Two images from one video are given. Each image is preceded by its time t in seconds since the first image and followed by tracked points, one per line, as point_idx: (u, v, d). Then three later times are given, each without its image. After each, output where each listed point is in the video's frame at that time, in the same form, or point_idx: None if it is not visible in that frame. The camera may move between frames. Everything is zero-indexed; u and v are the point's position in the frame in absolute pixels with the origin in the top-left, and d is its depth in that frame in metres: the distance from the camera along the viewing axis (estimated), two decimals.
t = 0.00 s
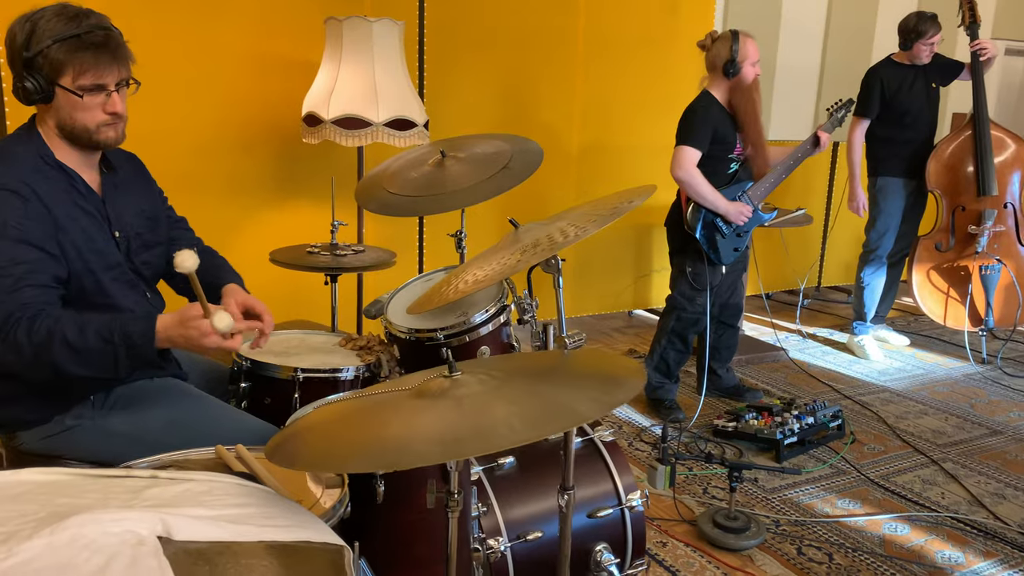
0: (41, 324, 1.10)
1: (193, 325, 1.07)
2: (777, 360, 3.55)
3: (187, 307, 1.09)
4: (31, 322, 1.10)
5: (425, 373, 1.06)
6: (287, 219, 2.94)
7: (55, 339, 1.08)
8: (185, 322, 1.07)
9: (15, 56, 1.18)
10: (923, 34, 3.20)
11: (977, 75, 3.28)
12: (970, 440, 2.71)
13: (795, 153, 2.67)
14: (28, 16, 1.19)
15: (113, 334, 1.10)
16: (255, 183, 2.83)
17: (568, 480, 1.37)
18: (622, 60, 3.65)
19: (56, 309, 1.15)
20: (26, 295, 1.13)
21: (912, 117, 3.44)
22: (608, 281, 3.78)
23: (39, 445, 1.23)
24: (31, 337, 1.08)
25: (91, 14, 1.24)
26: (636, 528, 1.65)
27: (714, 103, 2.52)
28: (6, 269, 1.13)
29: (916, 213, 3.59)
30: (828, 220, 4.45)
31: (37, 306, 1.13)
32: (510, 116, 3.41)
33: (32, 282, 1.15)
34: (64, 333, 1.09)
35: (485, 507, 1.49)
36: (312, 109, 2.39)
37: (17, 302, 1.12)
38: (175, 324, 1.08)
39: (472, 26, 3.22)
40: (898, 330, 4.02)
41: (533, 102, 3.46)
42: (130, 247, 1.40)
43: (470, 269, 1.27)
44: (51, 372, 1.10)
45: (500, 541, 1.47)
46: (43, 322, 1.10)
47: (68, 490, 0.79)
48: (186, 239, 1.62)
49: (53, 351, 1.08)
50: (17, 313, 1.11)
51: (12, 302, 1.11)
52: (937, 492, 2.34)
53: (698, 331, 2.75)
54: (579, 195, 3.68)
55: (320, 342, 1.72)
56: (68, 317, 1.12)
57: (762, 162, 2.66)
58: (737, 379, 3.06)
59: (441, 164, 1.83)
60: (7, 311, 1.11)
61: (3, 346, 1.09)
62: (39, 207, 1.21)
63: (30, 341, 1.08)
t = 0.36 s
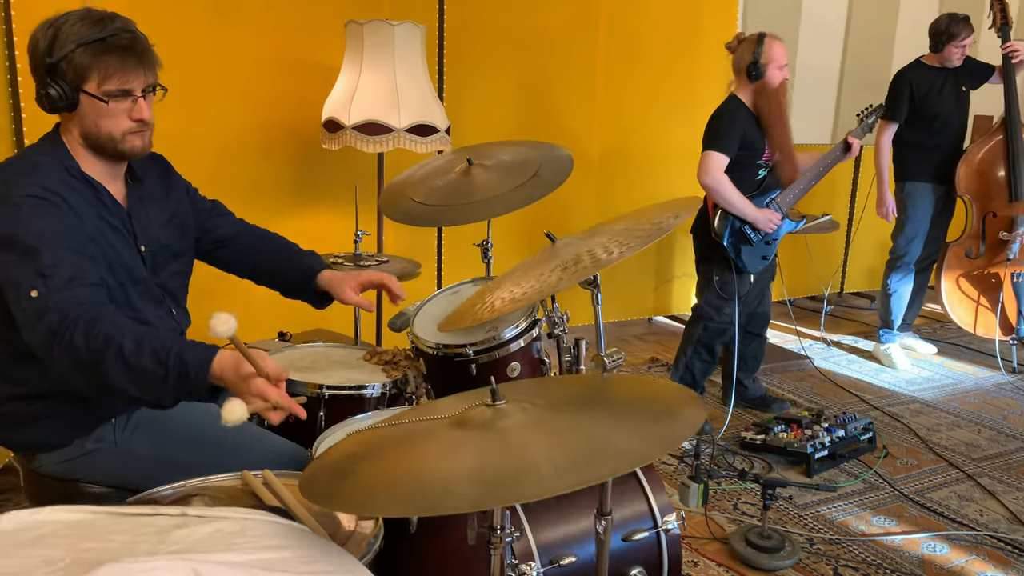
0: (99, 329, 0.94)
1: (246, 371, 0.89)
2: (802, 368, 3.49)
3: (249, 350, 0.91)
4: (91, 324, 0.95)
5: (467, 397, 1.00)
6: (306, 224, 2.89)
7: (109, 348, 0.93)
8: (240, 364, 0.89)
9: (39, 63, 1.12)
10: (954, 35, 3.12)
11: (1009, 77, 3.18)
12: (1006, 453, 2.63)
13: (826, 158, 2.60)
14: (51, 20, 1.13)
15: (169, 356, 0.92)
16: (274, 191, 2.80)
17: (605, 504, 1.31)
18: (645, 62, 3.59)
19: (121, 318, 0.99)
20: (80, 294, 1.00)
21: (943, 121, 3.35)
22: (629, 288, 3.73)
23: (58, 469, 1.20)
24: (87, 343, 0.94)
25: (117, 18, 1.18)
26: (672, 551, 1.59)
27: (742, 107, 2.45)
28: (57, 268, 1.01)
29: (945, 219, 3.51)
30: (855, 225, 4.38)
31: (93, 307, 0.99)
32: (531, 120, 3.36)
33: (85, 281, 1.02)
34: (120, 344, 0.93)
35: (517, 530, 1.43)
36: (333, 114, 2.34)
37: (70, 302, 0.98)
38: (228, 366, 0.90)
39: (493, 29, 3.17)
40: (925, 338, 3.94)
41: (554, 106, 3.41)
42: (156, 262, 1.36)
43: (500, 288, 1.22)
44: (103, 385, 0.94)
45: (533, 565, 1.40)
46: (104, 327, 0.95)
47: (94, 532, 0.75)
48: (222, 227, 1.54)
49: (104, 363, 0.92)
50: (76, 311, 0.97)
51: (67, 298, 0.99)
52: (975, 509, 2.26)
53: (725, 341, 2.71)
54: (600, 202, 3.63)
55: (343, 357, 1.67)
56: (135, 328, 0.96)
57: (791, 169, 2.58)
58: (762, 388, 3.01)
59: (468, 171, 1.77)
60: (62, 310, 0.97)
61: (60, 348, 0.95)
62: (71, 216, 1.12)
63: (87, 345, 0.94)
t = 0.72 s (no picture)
0: (115, 365, 0.89)
1: (274, 423, 0.82)
2: (806, 376, 3.46)
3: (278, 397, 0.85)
4: (107, 359, 0.90)
5: (507, 434, 0.97)
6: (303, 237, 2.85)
7: (126, 388, 0.87)
8: (267, 415, 0.83)
9: (52, 82, 1.06)
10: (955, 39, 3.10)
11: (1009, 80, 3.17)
12: (1018, 460, 2.60)
13: (830, 166, 2.55)
14: (65, 35, 1.07)
15: (189, 400, 0.86)
16: (271, 205, 2.74)
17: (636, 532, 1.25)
18: (642, 69, 3.57)
19: (137, 353, 0.94)
20: (95, 326, 0.94)
21: (942, 126, 3.32)
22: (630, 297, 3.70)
23: (63, 509, 1.14)
24: (103, 380, 0.88)
25: (134, 35, 1.12)
26: None
27: (747, 116, 2.41)
28: (71, 299, 0.95)
29: (946, 223, 3.48)
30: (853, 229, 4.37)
31: (109, 341, 0.93)
32: (530, 128, 3.32)
33: (99, 312, 0.96)
34: (137, 384, 0.87)
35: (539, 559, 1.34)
36: (332, 127, 2.29)
37: (84, 335, 0.92)
38: (255, 416, 0.84)
39: (490, 37, 3.12)
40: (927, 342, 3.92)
41: (552, 114, 3.37)
42: (170, 288, 1.28)
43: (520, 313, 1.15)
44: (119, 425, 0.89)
45: None
46: (120, 363, 0.89)
47: None
48: (231, 232, 1.42)
49: (120, 402, 0.87)
50: (90, 345, 0.91)
51: (80, 331, 0.92)
52: (992, 520, 2.22)
53: (732, 351, 2.65)
54: (600, 210, 3.59)
55: (353, 381, 1.61)
56: (153, 366, 0.90)
57: (795, 178, 2.51)
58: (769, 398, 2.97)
59: (477, 186, 1.72)
60: (76, 344, 0.91)
61: (74, 385, 0.89)
62: (86, 242, 1.06)
63: (102, 383, 0.88)
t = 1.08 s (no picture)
0: (118, 403, 0.82)
1: (293, 470, 0.78)
2: (792, 385, 3.44)
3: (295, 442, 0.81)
4: (108, 396, 0.83)
5: (544, 473, 0.92)
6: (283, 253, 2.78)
7: (130, 428, 0.81)
8: (284, 460, 0.79)
9: (51, 106, 0.98)
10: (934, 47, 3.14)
11: (985, 87, 3.21)
12: (1006, 466, 2.61)
13: (818, 175, 2.54)
14: (60, 54, 0.99)
15: (199, 441, 0.80)
16: (249, 221, 2.65)
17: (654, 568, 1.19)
18: (622, 79, 3.55)
19: (138, 388, 0.87)
20: (92, 360, 0.87)
21: (919, 132, 3.34)
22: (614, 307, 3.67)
23: (49, 556, 1.06)
24: (104, 420, 0.81)
25: (133, 52, 1.05)
26: None
27: (735, 127, 2.38)
28: (66, 331, 0.87)
29: (924, 229, 3.52)
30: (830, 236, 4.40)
31: (108, 376, 0.86)
32: (512, 138, 3.27)
33: (97, 345, 0.89)
34: (141, 424, 0.81)
35: None
36: (313, 140, 2.21)
37: (81, 370, 0.85)
38: (270, 462, 0.80)
39: (471, 47, 3.07)
40: (906, 347, 3.96)
41: (534, 124, 3.33)
42: (165, 318, 1.18)
43: (529, 334, 1.11)
44: (120, 468, 0.82)
45: None
46: (122, 400, 0.82)
47: None
48: (226, 255, 1.33)
49: (124, 444, 0.80)
50: (88, 381, 0.84)
51: (76, 366, 0.85)
52: (987, 529, 2.21)
53: (722, 362, 2.61)
54: (582, 221, 3.56)
55: (347, 407, 1.54)
56: (158, 403, 0.84)
57: (785, 186, 2.48)
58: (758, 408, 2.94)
59: (474, 204, 1.70)
60: (72, 380, 0.84)
61: (71, 426, 0.82)
62: (81, 271, 0.98)
63: (102, 423, 0.81)
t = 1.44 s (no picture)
0: (124, 425, 0.80)
1: (310, 497, 0.75)
2: (781, 395, 3.45)
3: (310, 468, 0.78)
4: (114, 417, 0.80)
5: (571, 495, 0.90)
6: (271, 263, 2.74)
7: (137, 451, 0.78)
8: (299, 487, 0.76)
9: (55, 116, 0.96)
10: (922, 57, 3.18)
11: (968, 98, 3.26)
12: (995, 474, 2.62)
13: (809, 185, 2.54)
14: (69, 65, 0.97)
15: (209, 464, 0.78)
16: (237, 231, 2.61)
17: None
18: (611, 89, 3.55)
19: (144, 410, 0.84)
20: (97, 381, 0.84)
21: (904, 141, 3.37)
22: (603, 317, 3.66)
23: None
24: (109, 444, 0.79)
25: (144, 66, 1.03)
26: None
27: (726, 135, 2.38)
28: (70, 350, 0.84)
29: (910, 238, 3.55)
30: (816, 244, 4.44)
31: (113, 398, 0.83)
32: (501, 147, 3.26)
33: (101, 365, 0.86)
34: (149, 447, 0.78)
35: None
36: (304, 149, 2.18)
37: (85, 391, 0.82)
38: (284, 488, 0.77)
39: (460, 55, 3.06)
40: (892, 355, 3.99)
41: (523, 133, 3.32)
42: (167, 336, 1.15)
43: (536, 349, 1.09)
44: (125, 493, 0.79)
45: None
46: (129, 422, 0.80)
47: None
48: (231, 273, 1.31)
49: (129, 468, 0.78)
50: (93, 402, 0.82)
51: (80, 386, 0.82)
52: (981, 538, 2.22)
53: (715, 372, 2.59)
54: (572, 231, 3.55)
55: (346, 423, 1.51)
56: (166, 425, 0.82)
57: (775, 196, 2.48)
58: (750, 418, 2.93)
59: (473, 219, 1.77)
60: (76, 401, 0.81)
61: (74, 448, 0.80)
62: (85, 288, 0.95)
63: (108, 446, 0.79)
